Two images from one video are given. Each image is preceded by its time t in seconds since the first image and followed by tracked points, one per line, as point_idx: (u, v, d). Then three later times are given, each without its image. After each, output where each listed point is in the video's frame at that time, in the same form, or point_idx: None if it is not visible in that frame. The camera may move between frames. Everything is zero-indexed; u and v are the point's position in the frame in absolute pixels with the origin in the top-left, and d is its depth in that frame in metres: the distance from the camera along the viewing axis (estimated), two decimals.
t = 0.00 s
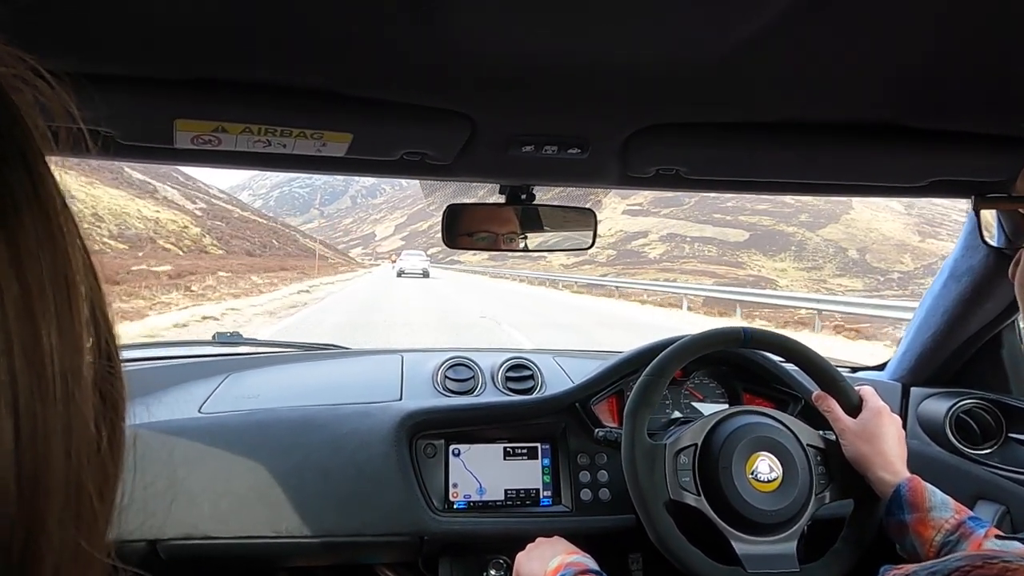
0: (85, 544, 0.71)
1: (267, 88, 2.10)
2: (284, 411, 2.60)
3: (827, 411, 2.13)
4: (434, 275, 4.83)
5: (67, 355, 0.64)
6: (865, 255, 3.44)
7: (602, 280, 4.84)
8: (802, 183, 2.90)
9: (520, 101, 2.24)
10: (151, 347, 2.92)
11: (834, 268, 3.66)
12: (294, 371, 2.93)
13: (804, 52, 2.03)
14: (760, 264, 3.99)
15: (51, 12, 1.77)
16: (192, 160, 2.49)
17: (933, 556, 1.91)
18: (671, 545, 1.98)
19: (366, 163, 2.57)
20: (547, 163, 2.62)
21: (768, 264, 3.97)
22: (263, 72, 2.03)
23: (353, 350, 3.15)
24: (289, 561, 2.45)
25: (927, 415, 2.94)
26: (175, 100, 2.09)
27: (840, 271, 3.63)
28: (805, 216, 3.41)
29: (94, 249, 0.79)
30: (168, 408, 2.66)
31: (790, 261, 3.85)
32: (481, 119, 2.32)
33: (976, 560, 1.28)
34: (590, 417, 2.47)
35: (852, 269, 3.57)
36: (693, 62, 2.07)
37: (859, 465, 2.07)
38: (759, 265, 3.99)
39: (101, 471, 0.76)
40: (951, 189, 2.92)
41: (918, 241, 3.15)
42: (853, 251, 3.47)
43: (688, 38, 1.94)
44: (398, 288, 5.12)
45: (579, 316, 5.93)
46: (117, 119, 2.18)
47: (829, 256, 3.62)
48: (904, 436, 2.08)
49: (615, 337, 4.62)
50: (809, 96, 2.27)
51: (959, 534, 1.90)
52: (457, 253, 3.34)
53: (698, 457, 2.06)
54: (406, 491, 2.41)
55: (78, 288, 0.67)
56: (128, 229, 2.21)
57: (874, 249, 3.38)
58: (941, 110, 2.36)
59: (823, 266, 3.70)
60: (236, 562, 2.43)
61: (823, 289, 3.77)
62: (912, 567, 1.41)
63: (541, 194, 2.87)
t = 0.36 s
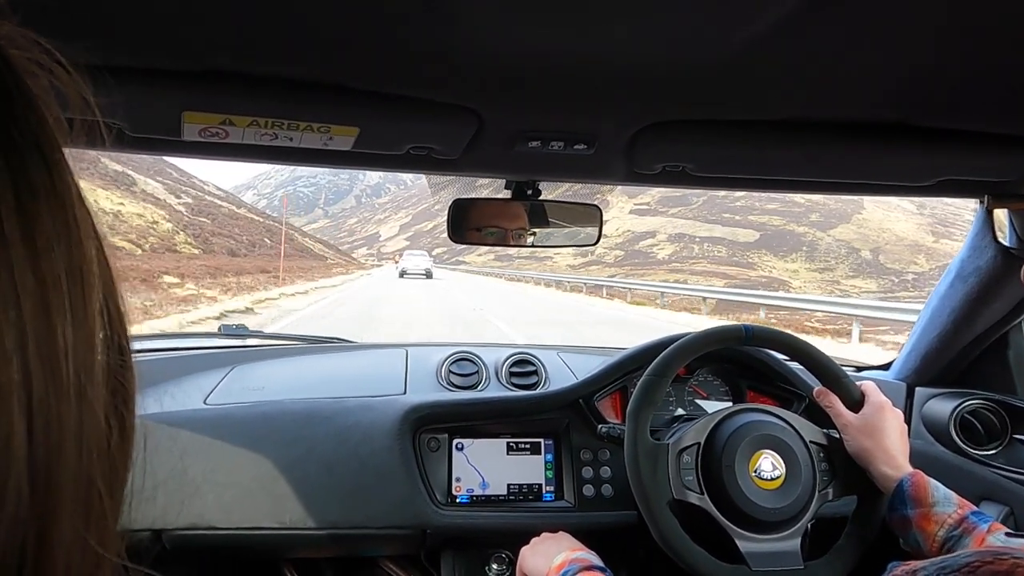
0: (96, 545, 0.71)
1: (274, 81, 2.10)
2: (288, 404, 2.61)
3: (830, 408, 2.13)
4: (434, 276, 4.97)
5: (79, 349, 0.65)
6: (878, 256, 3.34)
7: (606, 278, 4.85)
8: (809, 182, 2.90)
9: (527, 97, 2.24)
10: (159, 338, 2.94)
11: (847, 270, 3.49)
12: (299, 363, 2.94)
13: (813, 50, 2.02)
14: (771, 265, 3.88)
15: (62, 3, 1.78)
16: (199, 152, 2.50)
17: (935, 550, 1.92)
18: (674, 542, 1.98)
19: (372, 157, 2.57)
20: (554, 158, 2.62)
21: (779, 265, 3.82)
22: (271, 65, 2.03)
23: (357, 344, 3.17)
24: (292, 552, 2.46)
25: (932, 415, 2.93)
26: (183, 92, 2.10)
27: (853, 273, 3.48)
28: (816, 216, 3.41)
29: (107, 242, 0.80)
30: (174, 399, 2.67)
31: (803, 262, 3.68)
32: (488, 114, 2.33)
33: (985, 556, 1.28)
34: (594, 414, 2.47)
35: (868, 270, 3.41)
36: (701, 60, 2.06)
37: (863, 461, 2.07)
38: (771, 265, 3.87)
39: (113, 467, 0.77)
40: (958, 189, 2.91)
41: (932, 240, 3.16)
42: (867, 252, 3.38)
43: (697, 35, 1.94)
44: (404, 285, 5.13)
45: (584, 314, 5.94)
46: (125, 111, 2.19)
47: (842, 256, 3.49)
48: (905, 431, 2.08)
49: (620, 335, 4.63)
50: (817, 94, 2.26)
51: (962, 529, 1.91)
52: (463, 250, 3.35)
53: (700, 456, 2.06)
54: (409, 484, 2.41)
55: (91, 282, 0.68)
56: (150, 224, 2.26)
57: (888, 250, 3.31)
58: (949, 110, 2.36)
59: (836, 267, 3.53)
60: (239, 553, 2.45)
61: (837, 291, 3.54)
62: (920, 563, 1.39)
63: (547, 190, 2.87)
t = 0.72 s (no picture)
0: (95, 553, 0.72)
1: (278, 84, 2.11)
2: (291, 406, 2.62)
3: (832, 410, 2.12)
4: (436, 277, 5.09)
5: (81, 357, 0.65)
6: (891, 256, 3.35)
7: (611, 281, 4.85)
8: (812, 185, 2.89)
9: (530, 100, 2.24)
10: (162, 339, 2.97)
11: (860, 270, 3.53)
12: (302, 366, 2.95)
13: (816, 53, 2.02)
14: (781, 265, 3.91)
15: (67, 7, 1.79)
16: (204, 156, 2.52)
17: (940, 551, 1.92)
18: (676, 546, 1.98)
19: (376, 160, 2.58)
20: (557, 162, 2.63)
21: (789, 266, 3.83)
22: (275, 68, 2.04)
23: (360, 347, 3.18)
24: (295, 555, 2.47)
25: (936, 419, 2.92)
26: (187, 96, 2.11)
27: (866, 274, 3.52)
28: (826, 217, 3.37)
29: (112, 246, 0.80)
30: (178, 401, 2.69)
31: (814, 262, 3.69)
32: (491, 117, 2.33)
33: (993, 560, 1.27)
34: (596, 416, 2.47)
35: (882, 271, 3.43)
36: (704, 63, 2.06)
37: (867, 463, 2.06)
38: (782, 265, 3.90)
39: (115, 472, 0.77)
40: (962, 192, 2.91)
41: (945, 241, 3.11)
42: (880, 253, 3.42)
43: (700, 38, 1.94)
44: (406, 287, 5.14)
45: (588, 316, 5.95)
46: (130, 115, 2.20)
47: (854, 257, 3.52)
48: (909, 433, 2.07)
49: (624, 338, 4.63)
50: (821, 98, 2.26)
51: (966, 529, 1.90)
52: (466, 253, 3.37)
53: (702, 461, 2.06)
54: (412, 487, 2.42)
55: (96, 287, 0.68)
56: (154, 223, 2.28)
57: (901, 250, 3.29)
58: (953, 113, 2.35)
59: (848, 267, 3.57)
60: (242, 555, 2.45)
61: (851, 293, 3.57)
62: (928, 565, 1.43)
63: (549, 193, 2.88)
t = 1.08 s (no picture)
0: (84, 558, 0.71)
1: (282, 82, 2.11)
2: (296, 403, 2.62)
3: (837, 407, 2.11)
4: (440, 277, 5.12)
5: (61, 356, 0.65)
6: (905, 256, 3.33)
7: (617, 279, 4.86)
8: (817, 182, 2.89)
9: (533, 98, 2.24)
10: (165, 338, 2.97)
11: (873, 271, 3.53)
12: (307, 364, 2.96)
13: (819, 48, 2.01)
14: (792, 266, 3.88)
15: (71, 6, 1.80)
16: (209, 154, 2.52)
17: (945, 553, 1.89)
18: (680, 542, 1.98)
19: (380, 158, 2.59)
20: (560, 159, 2.63)
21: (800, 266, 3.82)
22: (278, 66, 2.04)
23: (364, 344, 3.18)
24: (300, 551, 2.48)
25: (941, 416, 2.91)
26: (191, 94, 2.11)
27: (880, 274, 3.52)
28: (838, 216, 3.39)
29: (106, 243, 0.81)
30: (183, 399, 2.69)
31: (826, 262, 3.72)
32: (494, 114, 2.33)
33: None
34: (600, 413, 2.47)
35: (895, 272, 3.40)
36: (707, 60, 2.06)
37: (873, 460, 2.05)
38: (792, 266, 3.87)
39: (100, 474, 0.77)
40: (967, 188, 2.91)
41: (958, 240, 3.13)
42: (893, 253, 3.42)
43: (703, 35, 1.94)
44: (411, 287, 5.13)
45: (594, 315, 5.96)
46: (135, 113, 2.21)
47: (867, 257, 3.52)
48: (915, 431, 2.05)
49: (630, 336, 4.64)
50: (825, 94, 2.26)
51: (972, 531, 1.87)
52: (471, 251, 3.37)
53: (707, 457, 2.06)
54: (417, 483, 2.42)
55: (78, 286, 0.68)
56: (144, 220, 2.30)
57: (914, 250, 3.29)
58: (958, 109, 2.34)
59: (861, 267, 3.57)
60: (248, 551, 2.46)
61: (865, 294, 3.55)
62: None
63: (554, 191, 2.88)
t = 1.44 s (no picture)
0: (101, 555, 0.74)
1: (283, 83, 2.11)
2: (301, 404, 2.63)
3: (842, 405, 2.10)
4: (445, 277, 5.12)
5: (92, 360, 0.67)
6: (918, 256, 3.23)
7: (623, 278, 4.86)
8: (822, 180, 2.88)
9: (535, 97, 2.23)
10: (172, 338, 3.00)
11: (887, 271, 3.49)
12: (311, 365, 2.96)
13: (822, 46, 2.00)
14: (804, 266, 3.94)
15: (72, 9, 1.80)
16: (213, 155, 2.52)
17: (949, 552, 1.89)
18: (686, 542, 1.97)
19: (383, 158, 2.59)
20: (564, 159, 2.63)
21: (813, 266, 3.88)
22: (279, 67, 2.04)
23: (369, 345, 3.19)
24: (305, 552, 2.48)
25: (947, 414, 2.90)
26: (193, 95, 2.11)
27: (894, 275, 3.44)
28: (849, 215, 3.40)
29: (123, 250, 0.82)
30: (188, 401, 2.70)
31: (838, 262, 3.70)
32: (496, 113, 2.32)
33: None
34: (604, 413, 2.48)
35: (909, 272, 3.29)
36: (709, 58, 2.05)
37: (879, 457, 2.03)
38: (805, 266, 3.92)
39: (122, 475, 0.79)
40: (973, 185, 2.90)
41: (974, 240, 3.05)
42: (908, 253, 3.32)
43: (705, 33, 1.93)
44: (415, 287, 5.13)
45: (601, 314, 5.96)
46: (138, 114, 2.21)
47: (880, 257, 3.50)
48: (921, 429, 2.03)
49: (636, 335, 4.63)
50: (828, 92, 2.25)
51: (977, 530, 1.86)
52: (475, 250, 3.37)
53: (712, 457, 2.05)
54: (422, 484, 2.42)
55: (107, 293, 0.69)
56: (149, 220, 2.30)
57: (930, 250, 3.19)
58: (963, 106, 2.33)
59: (875, 268, 3.55)
60: (254, 552, 2.46)
61: (879, 295, 3.52)
62: None
63: (557, 190, 2.88)
